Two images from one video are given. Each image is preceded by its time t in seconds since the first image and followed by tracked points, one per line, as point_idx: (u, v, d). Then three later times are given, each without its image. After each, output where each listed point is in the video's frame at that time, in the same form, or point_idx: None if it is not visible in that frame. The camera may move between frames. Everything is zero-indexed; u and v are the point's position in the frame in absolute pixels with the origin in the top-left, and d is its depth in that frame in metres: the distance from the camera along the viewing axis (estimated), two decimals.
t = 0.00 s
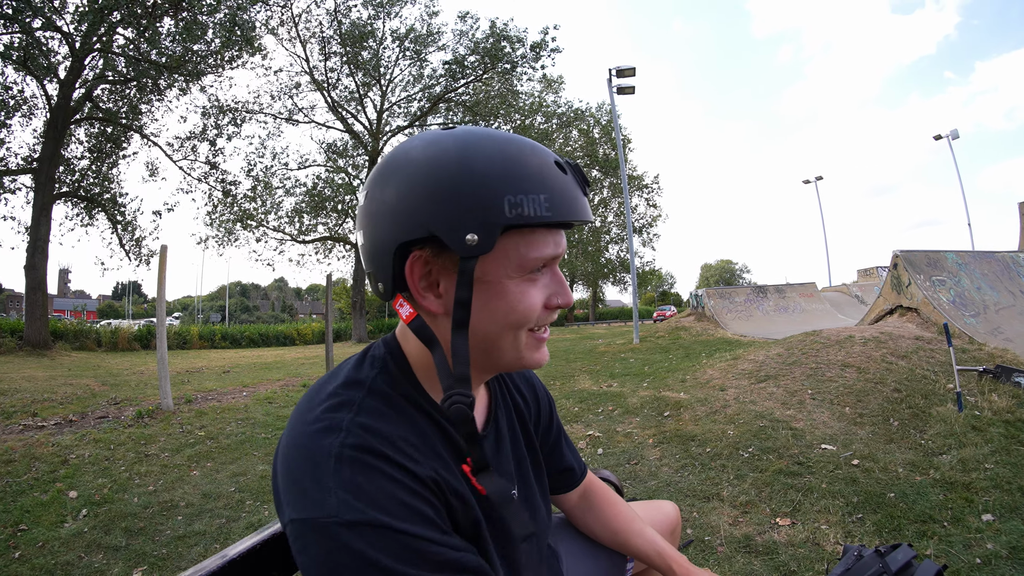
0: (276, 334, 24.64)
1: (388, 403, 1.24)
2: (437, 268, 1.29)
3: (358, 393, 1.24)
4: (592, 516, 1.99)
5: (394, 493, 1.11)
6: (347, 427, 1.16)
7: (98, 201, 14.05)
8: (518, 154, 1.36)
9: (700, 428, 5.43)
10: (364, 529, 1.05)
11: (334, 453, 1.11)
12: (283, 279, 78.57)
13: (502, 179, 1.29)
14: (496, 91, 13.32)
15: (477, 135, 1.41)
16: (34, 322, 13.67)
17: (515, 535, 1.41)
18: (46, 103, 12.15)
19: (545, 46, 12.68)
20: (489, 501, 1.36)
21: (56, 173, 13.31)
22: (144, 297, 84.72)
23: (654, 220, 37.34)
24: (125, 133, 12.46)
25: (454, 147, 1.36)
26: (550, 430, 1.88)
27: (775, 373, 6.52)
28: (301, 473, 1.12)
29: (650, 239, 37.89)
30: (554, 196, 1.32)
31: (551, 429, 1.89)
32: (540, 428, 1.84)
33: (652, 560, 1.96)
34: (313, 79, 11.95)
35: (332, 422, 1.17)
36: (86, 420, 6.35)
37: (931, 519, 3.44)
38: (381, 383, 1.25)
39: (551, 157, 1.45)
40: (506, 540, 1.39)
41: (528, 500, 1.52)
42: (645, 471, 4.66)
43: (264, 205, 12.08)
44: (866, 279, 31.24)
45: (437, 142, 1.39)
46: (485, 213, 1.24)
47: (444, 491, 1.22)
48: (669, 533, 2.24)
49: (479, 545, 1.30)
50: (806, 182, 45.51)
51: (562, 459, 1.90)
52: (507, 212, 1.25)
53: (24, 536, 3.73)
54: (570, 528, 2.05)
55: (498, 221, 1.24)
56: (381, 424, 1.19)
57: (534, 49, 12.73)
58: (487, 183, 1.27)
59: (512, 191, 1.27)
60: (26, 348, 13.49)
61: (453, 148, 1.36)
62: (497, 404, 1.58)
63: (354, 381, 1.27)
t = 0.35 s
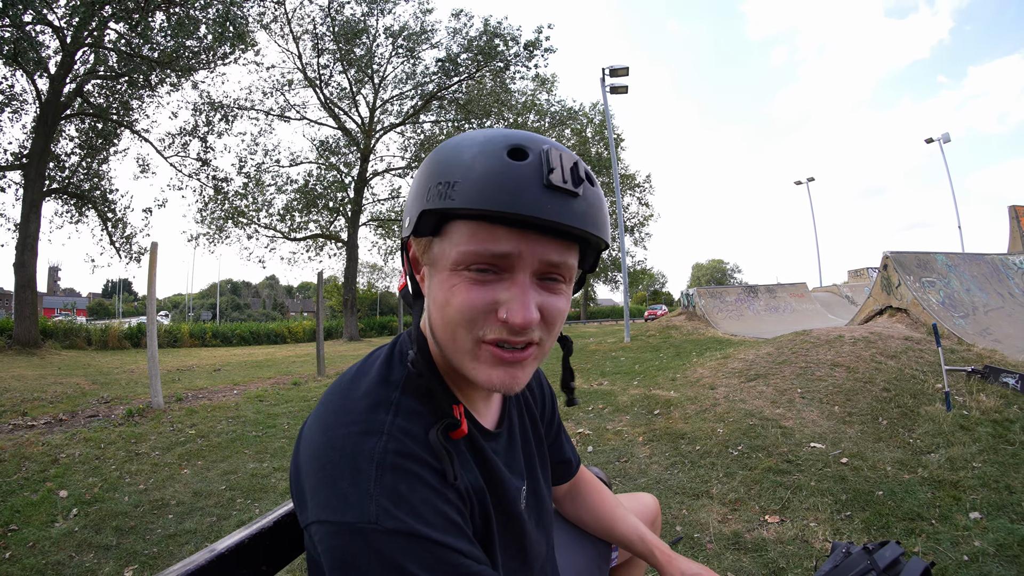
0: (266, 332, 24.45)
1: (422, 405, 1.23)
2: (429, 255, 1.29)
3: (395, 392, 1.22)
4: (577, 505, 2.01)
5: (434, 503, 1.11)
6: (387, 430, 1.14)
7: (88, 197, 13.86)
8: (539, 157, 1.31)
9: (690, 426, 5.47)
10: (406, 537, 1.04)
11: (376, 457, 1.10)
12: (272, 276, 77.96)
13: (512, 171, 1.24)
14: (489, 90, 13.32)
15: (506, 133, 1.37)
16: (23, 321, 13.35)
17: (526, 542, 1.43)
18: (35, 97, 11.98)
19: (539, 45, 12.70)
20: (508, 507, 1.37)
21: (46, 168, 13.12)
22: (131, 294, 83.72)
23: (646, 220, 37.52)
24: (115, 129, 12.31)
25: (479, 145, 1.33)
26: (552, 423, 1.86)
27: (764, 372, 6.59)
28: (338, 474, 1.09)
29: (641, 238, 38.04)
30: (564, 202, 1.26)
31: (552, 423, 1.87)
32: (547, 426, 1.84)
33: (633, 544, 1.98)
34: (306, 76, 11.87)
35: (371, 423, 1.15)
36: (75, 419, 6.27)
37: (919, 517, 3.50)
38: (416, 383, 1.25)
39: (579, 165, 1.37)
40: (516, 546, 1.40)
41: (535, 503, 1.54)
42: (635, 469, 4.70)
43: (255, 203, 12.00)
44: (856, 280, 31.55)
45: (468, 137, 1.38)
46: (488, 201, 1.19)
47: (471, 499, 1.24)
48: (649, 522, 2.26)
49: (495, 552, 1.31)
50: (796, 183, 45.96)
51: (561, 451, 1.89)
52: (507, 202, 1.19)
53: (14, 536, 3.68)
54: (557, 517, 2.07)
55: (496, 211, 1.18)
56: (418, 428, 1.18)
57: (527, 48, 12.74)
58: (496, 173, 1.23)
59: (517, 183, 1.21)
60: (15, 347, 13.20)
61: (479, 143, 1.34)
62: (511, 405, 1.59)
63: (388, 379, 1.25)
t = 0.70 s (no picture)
0: (264, 330, 24.37)
1: (386, 414, 1.23)
2: (387, 257, 1.30)
3: (359, 401, 1.22)
4: (570, 505, 2.01)
5: (393, 518, 1.11)
6: (347, 442, 1.14)
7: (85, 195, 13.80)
8: (498, 152, 1.27)
9: (687, 425, 5.49)
10: (360, 554, 1.04)
11: (334, 470, 1.10)
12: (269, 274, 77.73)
13: (467, 172, 1.22)
14: (487, 88, 13.31)
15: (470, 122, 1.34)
16: (20, 319, 13.29)
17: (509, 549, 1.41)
18: (32, 95, 11.93)
19: (537, 44, 12.69)
20: (484, 515, 1.36)
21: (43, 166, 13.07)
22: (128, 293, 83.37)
23: (643, 219, 37.55)
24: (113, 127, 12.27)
25: (437, 139, 1.32)
26: (543, 423, 1.88)
27: (761, 371, 6.61)
28: (299, 486, 1.11)
29: (638, 237, 38.09)
30: (522, 202, 1.22)
31: (543, 423, 1.88)
32: (538, 426, 1.85)
33: (626, 548, 1.96)
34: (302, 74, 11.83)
35: (333, 435, 1.16)
36: (72, 417, 6.25)
37: (915, 516, 3.52)
38: (381, 393, 1.24)
39: (544, 158, 1.31)
40: (495, 555, 1.39)
41: (522, 508, 1.52)
42: (632, 468, 4.71)
43: (252, 201, 11.97)
44: (853, 279, 31.64)
45: (434, 124, 1.36)
46: (440, 206, 1.18)
47: (440, 510, 1.23)
48: (646, 523, 2.26)
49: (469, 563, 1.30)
50: (793, 183, 46.11)
51: (554, 452, 1.90)
52: (460, 209, 1.17)
53: (10, 534, 3.67)
54: (551, 517, 2.08)
55: (449, 216, 1.17)
56: (380, 439, 1.17)
57: (525, 46, 12.73)
58: (451, 173, 1.21)
59: (469, 185, 1.19)
60: (11, 345, 13.15)
61: (441, 136, 1.32)
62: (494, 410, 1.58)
63: (353, 388, 1.25)
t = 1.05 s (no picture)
0: (262, 328, 24.32)
1: (346, 414, 1.23)
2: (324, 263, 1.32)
3: (318, 403, 1.22)
4: (564, 507, 2.01)
5: (355, 517, 1.11)
6: (305, 444, 1.15)
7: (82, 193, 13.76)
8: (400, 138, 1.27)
9: (685, 423, 5.50)
10: (321, 553, 1.06)
11: (292, 473, 1.12)
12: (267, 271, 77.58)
13: (372, 167, 1.24)
14: (486, 86, 13.28)
15: (371, 113, 1.36)
16: (17, 318, 13.26)
17: (487, 545, 1.40)
18: (29, 93, 11.89)
19: (535, 41, 12.66)
20: (457, 512, 1.35)
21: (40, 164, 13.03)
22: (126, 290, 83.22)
23: (642, 216, 37.53)
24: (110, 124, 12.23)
25: (345, 137, 1.35)
26: (529, 416, 1.87)
27: (760, 369, 6.62)
28: (262, 490, 1.13)
29: (637, 235, 38.10)
30: (431, 182, 1.22)
31: (529, 416, 1.87)
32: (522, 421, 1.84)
33: (619, 553, 1.97)
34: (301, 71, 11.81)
35: (293, 438, 1.17)
36: (70, 416, 6.23)
37: (913, 513, 3.54)
38: (341, 392, 1.25)
39: (448, 131, 1.31)
40: (474, 550, 1.38)
41: (502, 503, 1.50)
42: (630, 465, 4.72)
43: (251, 199, 11.95)
44: (852, 277, 31.64)
45: (339, 125, 1.38)
46: (351, 206, 1.20)
47: (408, 509, 1.23)
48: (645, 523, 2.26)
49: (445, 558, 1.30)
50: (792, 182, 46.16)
51: (541, 445, 1.91)
52: (369, 205, 1.18)
53: (8, 533, 3.66)
54: (544, 515, 2.09)
55: (360, 213, 1.19)
56: (339, 440, 1.18)
57: (524, 44, 12.70)
58: (356, 171, 1.24)
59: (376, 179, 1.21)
60: (8, 344, 13.10)
61: (345, 135, 1.35)
62: (470, 406, 1.57)
63: (313, 390, 1.25)
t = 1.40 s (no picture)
0: (262, 325, 24.32)
1: (354, 409, 1.22)
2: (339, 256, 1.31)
3: (326, 398, 1.21)
4: (570, 507, 2.02)
5: (365, 512, 1.11)
6: (315, 439, 1.14)
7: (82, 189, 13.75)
8: (425, 132, 1.27)
9: (684, 421, 5.51)
10: (331, 550, 1.04)
11: (302, 469, 1.11)
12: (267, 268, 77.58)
13: (395, 158, 1.23)
14: (486, 82, 13.26)
15: (393, 107, 1.36)
16: (17, 315, 13.25)
17: (493, 541, 1.40)
18: (29, 89, 11.88)
19: (536, 38, 12.65)
20: (463, 507, 1.36)
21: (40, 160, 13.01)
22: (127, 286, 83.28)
23: (642, 214, 37.51)
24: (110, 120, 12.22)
25: (370, 129, 1.34)
26: (531, 413, 1.88)
27: (759, 367, 6.63)
28: (270, 487, 1.12)
29: (637, 233, 38.07)
30: (455, 177, 1.22)
31: (530, 413, 1.88)
32: (523, 417, 1.84)
33: (627, 553, 1.97)
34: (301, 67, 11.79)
35: (301, 434, 1.16)
36: (70, 413, 6.24)
37: (911, 512, 3.55)
38: (349, 388, 1.24)
39: (472, 128, 1.31)
40: (480, 545, 1.38)
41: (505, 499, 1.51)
42: (629, 463, 4.73)
43: (251, 195, 11.94)
44: (853, 275, 31.63)
45: (359, 117, 1.38)
46: (373, 198, 1.19)
47: (416, 504, 1.22)
48: (649, 520, 2.27)
49: (452, 554, 1.30)
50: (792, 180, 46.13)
51: (543, 444, 1.91)
52: (395, 196, 1.17)
53: (9, 531, 3.67)
54: (549, 516, 2.09)
55: (385, 203, 1.18)
56: (348, 435, 1.17)
57: (524, 41, 12.69)
58: (379, 161, 1.23)
59: (400, 170, 1.20)
60: (8, 341, 13.09)
61: (366, 127, 1.34)
62: (473, 402, 1.57)
63: (320, 385, 1.25)
